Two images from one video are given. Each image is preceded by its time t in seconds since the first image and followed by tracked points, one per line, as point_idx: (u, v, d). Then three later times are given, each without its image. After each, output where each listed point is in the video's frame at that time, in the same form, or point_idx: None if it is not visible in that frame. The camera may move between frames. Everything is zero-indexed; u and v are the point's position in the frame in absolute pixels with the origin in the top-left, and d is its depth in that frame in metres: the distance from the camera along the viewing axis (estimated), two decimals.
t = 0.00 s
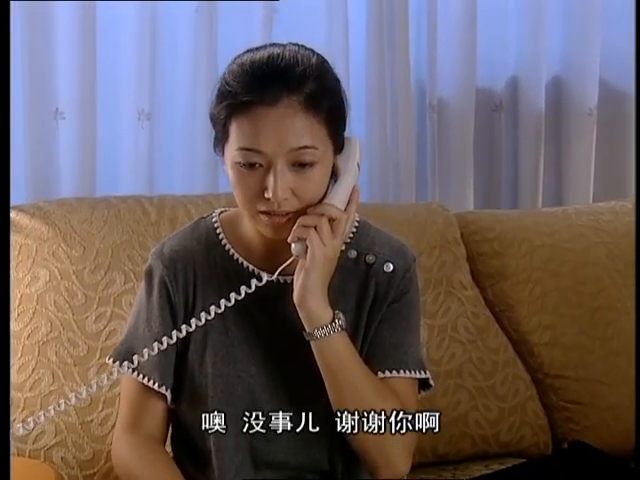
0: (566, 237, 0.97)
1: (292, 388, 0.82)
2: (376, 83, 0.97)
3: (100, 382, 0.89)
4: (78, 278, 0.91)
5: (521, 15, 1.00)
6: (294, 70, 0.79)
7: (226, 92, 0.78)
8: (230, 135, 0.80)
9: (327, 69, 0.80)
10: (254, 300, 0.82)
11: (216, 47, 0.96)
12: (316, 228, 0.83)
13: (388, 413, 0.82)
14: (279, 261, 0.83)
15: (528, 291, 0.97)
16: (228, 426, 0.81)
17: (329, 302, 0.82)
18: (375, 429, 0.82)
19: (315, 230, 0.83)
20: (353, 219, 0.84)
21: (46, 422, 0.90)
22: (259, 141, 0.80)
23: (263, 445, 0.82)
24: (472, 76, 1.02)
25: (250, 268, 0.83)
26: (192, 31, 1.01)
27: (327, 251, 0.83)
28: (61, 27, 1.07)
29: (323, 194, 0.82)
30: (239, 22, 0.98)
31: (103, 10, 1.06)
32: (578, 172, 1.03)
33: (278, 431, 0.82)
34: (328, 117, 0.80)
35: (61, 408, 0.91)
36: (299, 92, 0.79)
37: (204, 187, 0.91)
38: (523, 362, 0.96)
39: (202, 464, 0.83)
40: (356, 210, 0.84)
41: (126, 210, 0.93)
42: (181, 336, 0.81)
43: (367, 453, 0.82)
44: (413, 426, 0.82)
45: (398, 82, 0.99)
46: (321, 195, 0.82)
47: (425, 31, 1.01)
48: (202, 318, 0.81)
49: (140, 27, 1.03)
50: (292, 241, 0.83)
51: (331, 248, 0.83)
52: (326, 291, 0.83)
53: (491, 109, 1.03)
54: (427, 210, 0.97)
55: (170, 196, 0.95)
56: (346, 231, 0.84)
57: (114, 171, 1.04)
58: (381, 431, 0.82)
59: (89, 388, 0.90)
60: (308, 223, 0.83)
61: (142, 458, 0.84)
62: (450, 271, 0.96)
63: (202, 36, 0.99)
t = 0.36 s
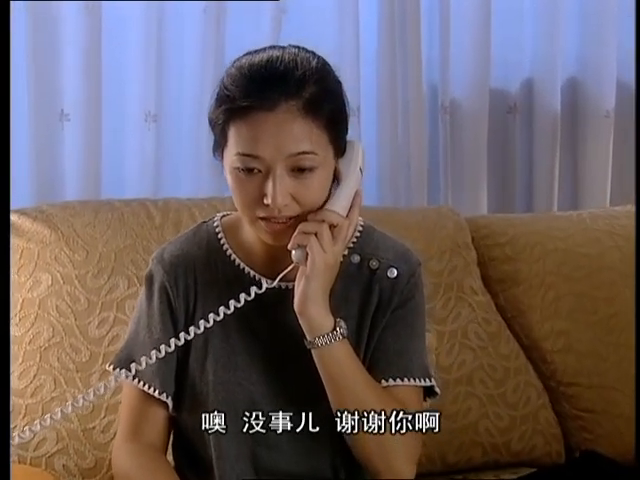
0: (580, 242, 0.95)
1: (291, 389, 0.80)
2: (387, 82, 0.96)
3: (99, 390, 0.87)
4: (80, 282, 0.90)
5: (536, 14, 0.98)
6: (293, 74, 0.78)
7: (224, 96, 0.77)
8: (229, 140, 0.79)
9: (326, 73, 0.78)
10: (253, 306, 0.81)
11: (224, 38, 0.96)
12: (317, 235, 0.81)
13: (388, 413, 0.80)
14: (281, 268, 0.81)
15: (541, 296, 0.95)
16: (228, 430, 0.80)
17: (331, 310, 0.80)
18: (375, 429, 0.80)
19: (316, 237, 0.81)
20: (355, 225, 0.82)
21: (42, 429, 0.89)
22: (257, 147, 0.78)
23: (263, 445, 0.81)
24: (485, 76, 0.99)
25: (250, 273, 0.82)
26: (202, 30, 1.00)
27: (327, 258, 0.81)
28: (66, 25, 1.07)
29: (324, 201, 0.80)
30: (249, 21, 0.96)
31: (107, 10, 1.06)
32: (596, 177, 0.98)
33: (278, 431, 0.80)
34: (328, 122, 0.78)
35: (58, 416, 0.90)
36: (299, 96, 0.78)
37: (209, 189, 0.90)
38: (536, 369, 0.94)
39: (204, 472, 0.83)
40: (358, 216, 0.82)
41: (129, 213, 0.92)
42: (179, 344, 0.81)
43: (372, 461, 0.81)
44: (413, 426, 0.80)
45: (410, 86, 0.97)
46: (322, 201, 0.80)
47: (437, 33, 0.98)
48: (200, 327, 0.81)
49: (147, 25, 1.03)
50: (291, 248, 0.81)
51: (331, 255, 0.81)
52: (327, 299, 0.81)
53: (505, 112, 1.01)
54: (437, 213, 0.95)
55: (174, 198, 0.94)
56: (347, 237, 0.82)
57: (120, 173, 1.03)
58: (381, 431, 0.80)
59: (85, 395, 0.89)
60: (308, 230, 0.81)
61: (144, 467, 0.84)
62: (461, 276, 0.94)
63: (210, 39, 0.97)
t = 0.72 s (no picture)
0: (595, 246, 0.91)
1: (291, 389, 0.77)
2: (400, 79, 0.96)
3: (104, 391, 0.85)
4: (84, 287, 0.88)
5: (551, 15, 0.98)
6: (291, 72, 0.75)
7: (220, 94, 0.74)
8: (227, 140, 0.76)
9: (325, 72, 0.75)
10: (256, 309, 0.79)
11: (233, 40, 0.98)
12: (318, 237, 0.78)
13: (388, 413, 0.75)
14: (283, 270, 0.79)
15: (555, 301, 0.92)
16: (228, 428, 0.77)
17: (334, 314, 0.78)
18: (375, 429, 0.75)
19: (317, 239, 0.78)
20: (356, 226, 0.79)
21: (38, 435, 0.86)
22: (255, 146, 0.75)
23: (264, 444, 0.77)
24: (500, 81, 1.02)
25: (251, 275, 0.80)
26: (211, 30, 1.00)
27: (329, 262, 0.78)
28: (71, 29, 1.14)
29: (324, 200, 0.77)
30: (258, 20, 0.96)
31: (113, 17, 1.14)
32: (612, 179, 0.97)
33: (278, 431, 0.77)
34: (327, 120, 0.75)
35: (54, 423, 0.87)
36: (298, 95, 0.75)
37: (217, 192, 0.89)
38: (550, 376, 0.92)
39: None
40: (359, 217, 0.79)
41: (134, 216, 0.91)
42: (178, 348, 0.80)
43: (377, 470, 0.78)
44: (413, 426, 0.75)
45: (423, 85, 0.97)
46: (323, 201, 0.77)
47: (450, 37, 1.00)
48: (199, 330, 0.79)
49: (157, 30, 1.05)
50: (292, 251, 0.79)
51: (334, 257, 0.78)
52: (330, 304, 0.78)
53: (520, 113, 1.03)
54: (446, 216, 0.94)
55: (180, 201, 0.93)
56: (351, 240, 0.80)
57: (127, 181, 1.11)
58: (381, 431, 0.75)
59: (83, 401, 0.87)
60: (309, 232, 0.78)
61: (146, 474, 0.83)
62: (472, 280, 0.93)
63: (218, 38, 0.99)
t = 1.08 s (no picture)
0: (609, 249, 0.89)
1: (292, 391, 0.76)
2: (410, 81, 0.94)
3: (101, 394, 0.85)
4: (84, 290, 0.87)
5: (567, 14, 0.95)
6: (286, 72, 0.74)
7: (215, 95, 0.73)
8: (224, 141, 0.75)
9: (322, 71, 0.74)
10: (257, 312, 0.78)
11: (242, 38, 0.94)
12: (317, 241, 0.76)
13: (388, 413, 0.75)
14: (280, 273, 0.78)
15: (565, 306, 0.90)
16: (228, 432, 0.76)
17: (335, 318, 0.77)
18: (375, 429, 0.75)
19: (316, 243, 0.77)
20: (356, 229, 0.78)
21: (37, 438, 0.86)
22: (251, 148, 0.74)
23: (263, 446, 0.77)
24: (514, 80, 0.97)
25: (250, 278, 0.79)
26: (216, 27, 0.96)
27: (329, 265, 0.77)
28: (78, 29, 1.06)
29: (323, 203, 0.76)
30: (266, 19, 0.94)
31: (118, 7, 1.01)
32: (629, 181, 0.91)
33: (279, 432, 0.76)
34: (323, 120, 0.74)
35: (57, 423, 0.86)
36: (294, 94, 0.74)
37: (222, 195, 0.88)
38: (561, 382, 0.90)
39: None
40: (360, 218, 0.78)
41: (137, 217, 0.89)
42: (175, 351, 0.78)
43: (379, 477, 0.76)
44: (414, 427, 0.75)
45: (435, 84, 0.95)
46: (322, 203, 0.76)
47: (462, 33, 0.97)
48: (196, 333, 0.78)
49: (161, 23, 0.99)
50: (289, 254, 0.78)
51: (332, 261, 0.77)
52: (330, 307, 0.77)
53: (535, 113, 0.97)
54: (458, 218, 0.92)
55: (183, 203, 0.91)
56: (349, 242, 0.78)
57: (133, 180, 0.99)
58: (381, 431, 0.75)
59: (78, 406, 0.86)
60: (308, 236, 0.76)
61: None
62: (482, 285, 0.90)
63: (223, 40, 0.94)
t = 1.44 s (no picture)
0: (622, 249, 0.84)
1: (291, 396, 0.75)
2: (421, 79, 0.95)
3: (91, 398, 0.83)
4: (84, 292, 0.86)
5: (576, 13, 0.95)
6: (275, 71, 0.69)
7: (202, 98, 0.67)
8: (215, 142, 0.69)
9: (313, 70, 0.69)
10: (256, 314, 0.77)
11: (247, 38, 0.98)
12: (309, 244, 0.71)
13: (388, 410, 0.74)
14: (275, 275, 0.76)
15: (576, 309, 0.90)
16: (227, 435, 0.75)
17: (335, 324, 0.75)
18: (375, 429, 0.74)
19: (307, 247, 0.71)
20: (351, 232, 0.73)
21: (34, 442, 0.83)
22: (240, 149, 0.67)
23: (264, 449, 0.74)
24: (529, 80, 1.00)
25: (247, 277, 0.77)
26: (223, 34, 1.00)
27: (322, 270, 0.72)
28: (81, 24, 1.07)
29: (315, 206, 0.70)
30: (272, 19, 0.97)
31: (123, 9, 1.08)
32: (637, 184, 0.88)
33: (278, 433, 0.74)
34: (315, 121, 0.69)
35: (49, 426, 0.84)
36: (283, 95, 0.68)
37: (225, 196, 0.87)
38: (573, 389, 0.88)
39: None
40: (356, 219, 0.73)
41: (138, 218, 0.89)
42: (175, 350, 0.77)
43: None
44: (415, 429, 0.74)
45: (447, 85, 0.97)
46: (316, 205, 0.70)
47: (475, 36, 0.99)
48: (196, 332, 0.77)
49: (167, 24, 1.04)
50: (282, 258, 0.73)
51: (327, 264, 0.72)
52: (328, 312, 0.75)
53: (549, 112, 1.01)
54: (466, 220, 0.92)
55: (187, 205, 0.91)
56: (341, 246, 0.73)
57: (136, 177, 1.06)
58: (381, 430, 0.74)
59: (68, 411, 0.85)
60: (300, 238, 0.71)
61: None
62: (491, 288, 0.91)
63: (229, 38, 0.99)
